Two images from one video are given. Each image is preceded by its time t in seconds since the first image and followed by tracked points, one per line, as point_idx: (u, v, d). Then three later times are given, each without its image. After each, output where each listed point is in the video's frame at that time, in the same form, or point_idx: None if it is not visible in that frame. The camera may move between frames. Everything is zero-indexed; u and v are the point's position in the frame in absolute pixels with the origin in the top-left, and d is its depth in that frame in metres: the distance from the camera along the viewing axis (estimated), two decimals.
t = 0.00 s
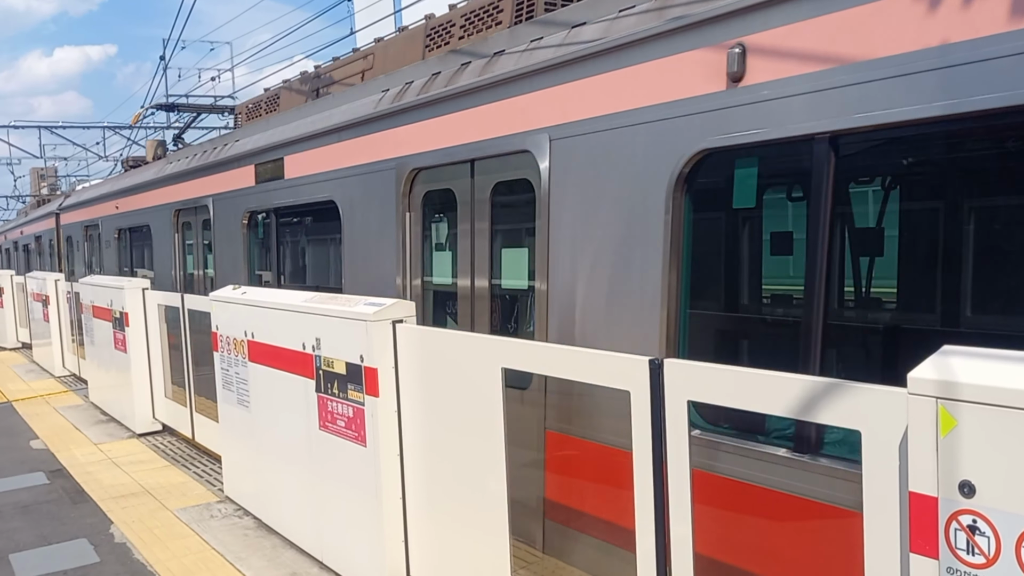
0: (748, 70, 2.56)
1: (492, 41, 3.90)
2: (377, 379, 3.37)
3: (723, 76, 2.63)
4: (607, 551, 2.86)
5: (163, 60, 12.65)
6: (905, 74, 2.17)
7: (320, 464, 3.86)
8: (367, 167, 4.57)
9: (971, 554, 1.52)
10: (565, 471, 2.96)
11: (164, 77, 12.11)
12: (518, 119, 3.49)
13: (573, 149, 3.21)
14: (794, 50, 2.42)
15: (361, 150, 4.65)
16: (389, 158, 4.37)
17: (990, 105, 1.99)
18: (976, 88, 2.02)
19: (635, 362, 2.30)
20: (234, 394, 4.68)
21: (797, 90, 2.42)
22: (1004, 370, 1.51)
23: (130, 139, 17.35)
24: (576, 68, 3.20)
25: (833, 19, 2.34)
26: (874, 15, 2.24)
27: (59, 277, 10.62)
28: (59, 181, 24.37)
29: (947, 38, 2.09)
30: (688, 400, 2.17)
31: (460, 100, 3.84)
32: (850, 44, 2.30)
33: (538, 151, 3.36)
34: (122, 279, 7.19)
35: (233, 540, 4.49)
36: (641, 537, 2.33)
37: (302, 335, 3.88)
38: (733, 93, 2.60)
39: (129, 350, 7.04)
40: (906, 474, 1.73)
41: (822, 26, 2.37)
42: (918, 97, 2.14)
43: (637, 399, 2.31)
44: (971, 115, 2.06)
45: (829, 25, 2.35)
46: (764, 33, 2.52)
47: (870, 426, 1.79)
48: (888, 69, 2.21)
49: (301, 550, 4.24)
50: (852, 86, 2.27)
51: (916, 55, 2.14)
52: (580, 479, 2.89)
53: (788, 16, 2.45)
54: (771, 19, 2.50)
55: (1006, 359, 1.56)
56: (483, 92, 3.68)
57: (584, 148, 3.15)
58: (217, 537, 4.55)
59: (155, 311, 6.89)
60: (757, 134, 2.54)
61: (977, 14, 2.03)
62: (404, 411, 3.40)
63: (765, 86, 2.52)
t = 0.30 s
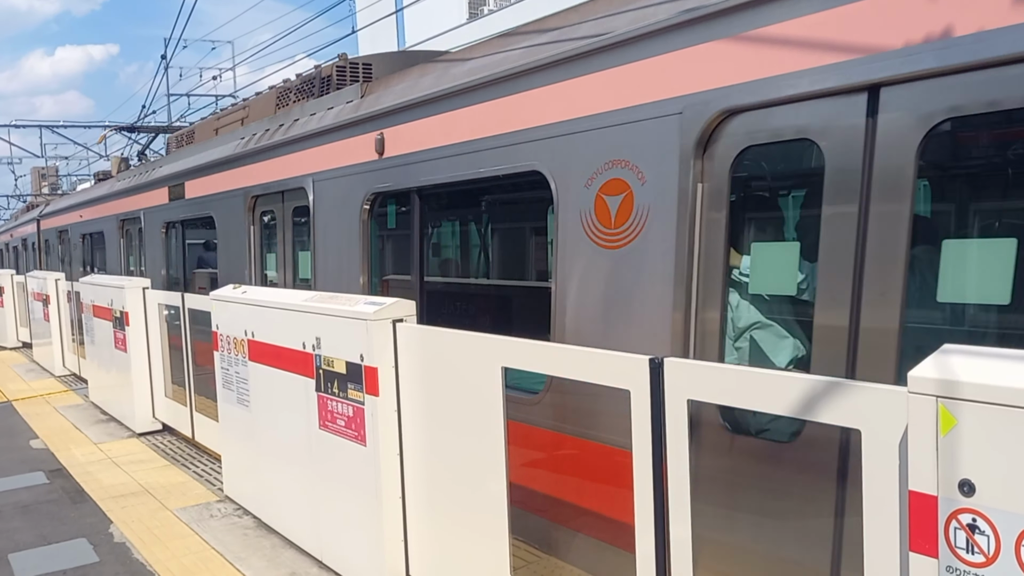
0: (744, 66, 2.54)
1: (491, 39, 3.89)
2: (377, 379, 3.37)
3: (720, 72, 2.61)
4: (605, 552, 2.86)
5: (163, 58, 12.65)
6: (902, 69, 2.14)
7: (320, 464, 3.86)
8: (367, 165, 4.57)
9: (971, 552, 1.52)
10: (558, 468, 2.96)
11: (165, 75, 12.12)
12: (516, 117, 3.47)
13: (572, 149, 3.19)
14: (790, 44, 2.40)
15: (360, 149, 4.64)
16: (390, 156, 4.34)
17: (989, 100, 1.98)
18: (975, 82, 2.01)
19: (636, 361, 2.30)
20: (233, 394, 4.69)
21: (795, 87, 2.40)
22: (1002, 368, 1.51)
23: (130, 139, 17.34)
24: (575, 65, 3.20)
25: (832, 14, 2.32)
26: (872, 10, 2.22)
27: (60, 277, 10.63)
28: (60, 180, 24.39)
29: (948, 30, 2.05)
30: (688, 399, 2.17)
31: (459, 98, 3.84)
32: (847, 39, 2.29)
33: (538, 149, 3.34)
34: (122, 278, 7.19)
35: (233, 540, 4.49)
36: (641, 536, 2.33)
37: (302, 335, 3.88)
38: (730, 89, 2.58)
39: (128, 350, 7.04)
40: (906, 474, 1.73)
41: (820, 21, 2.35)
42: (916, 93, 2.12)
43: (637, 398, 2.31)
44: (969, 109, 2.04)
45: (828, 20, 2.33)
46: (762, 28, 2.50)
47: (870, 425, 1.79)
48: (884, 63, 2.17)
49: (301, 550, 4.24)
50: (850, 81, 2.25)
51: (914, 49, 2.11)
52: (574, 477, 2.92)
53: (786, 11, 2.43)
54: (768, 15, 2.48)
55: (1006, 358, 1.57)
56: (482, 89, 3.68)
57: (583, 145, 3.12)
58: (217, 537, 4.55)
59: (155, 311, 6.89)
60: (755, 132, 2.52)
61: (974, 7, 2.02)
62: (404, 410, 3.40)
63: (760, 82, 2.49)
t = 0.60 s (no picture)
0: (740, 64, 2.52)
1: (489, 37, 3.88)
2: (377, 378, 3.36)
3: (719, 70, 2.60)
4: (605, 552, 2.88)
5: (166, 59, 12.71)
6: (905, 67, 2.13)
7: (320, 463, 3.85)
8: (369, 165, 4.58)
9: (970, 552, 1.51)
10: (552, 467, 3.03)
11: (167, 74, 12.12)
12: (516, 116, 3.46)
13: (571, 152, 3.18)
14: (787, 41, 2.37)
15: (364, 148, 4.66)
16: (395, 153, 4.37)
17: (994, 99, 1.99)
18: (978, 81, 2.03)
19: (637, 360, 2.30)
20: (234, 394, 4.68)
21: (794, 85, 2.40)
22: (1004, 367, 1.51)
23: (132, 139, 17.35)
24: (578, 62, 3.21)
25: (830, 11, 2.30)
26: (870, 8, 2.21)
27: (62, 277, 10.64)
28: (62, 181, 24.44)
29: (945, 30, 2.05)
30: (688, 397, 2.16)
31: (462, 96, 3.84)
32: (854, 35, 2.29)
33: (537, 149, 3.34)
34: (124, 278, 7.19)
35: (233, 539, 4.49)
36: (641, 536, 2.33)
37: (302, 334, 3.88)
38: (728, 88, 2.57)
39: (129, 350, 7.04)
40: (906, 472, 1.73)
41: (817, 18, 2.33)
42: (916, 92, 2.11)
43: (638, 397, 2.31)
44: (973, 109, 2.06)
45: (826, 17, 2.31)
46: (757, 26, 2.48)
47: (870, 424, 1.79)
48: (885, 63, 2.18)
49: (301, 550, 4.23)
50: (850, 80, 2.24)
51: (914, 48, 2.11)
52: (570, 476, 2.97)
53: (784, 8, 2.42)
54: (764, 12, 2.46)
55: (1008, 356, 1.56)
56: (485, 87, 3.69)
57: (583, 146, 3.12)
58: (217, 537, 4.54)
59: (157, 311, 6.89)
60: (750, 132, 2.50)
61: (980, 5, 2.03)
62: (404, 410, 3.40)
63: (753, 80, 2.48)
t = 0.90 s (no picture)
0: (749, 64, 2.55)
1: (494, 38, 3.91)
2: (377, 378, 3.37)
3: (727, 69, 2.62)
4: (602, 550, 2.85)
5: (168, 59, 12.73)
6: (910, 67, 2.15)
7: (321, 464, 3.85)
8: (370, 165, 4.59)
9: (971, 552, 1.51)
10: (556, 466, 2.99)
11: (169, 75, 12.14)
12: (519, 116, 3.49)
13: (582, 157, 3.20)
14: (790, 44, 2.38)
15: (365, 148, 4.66)
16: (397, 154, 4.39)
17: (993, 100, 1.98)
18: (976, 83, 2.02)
19: (637, 360, 2.30)
20: (235, 394, 4.68)
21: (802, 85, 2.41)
22: (1004, 367, 1.51)
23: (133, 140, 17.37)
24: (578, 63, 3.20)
25: (837, 11, 2.33)
26: (877, 9, 2.23)
27: (64, 277, 10.66)
28: (64, 181, 24.47)
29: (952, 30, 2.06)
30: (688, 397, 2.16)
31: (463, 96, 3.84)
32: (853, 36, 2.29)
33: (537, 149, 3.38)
34: (126, 279, 7.20)
35: (234, 539, 4.49)
36: (640, 537, 2.33)
37: (303, 335, 3.88)
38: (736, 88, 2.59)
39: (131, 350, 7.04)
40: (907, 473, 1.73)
41: (824, 18, 2.35)
42: (917, 92, 2.13)
43: (638, 397, 2.31)
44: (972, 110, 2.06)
45: (834, 17, 2.33)
46: (766, 27, 2.51)
47: (871, 424, 1.79)
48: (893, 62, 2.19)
49: (302, 550, 4.23)
50: (848, 80, 2.26)
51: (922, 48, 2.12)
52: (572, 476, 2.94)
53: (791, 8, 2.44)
54: (773, 11, 2.49)
55: (1008, 356, 1.56)
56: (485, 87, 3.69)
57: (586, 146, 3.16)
58: (219, 537, 4.55)
59: (158, 311, 6.90)
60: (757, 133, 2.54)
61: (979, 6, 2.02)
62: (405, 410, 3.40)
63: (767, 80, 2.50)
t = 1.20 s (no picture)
0: (751, 68, 2.59)
1: (495, 40, 3.94)
2: (379, 380, 3.38)
3: (729, 71, 2.66)
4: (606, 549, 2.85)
5: (169, 59, 12.71)
6: (909, 71, 2.19)
7: (323, 464, 3.86)
8: (372, 166, 4.62)
9: (971, 553, 1.52)
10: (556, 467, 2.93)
11: (171, 75, 12.14)
12: (521, 117, 3.52)
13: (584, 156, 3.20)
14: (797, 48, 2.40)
15: (367, 148, 4.68)
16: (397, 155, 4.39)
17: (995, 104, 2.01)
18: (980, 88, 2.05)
19: (638, 361, 2.30)
20: (237, 394, 4.69)
21: (801, 89, 2.45)
22: (1003, 368, 1.52)
23: (133, 141, 17.39)
24: (581, 65, 3.23)
25: (840, 15, 2.35)
26: (876, 14, 2.27)
27: (64, 277, 10.66)
28: (64, 180, 24.46)
29: (953, 35, 2.11)
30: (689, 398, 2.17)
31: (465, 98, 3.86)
32: (856, 41, 2.31)
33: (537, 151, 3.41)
34: (127, 279, 7.20)
35: (235, 540, 4.50)
36: (641, 536, 2.35)
37: (305, 334, 3.89)
38: (737, 91, 2.63)
39: (132, 350, 7.04)
40: (906, 474, 1.74)
41: (824, 23, 2.40)
42: (924, 94, 2.16)
43: (640, 398, 2.31)
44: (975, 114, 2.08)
45: (834, 22, 2.38)
46: (767, 31, 2.55)
47: (870, 425, 1.80)
48: (893, 66, 2.23)
49: (303, 550, 4.24)
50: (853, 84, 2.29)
51: (922, 53, 2.16)
52: (576, 477, 2.89)
53: (792, 13, 2.48)
54: (774, 15, 2.53)
55: (1007, 357, 1.56)
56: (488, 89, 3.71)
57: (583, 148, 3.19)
58: (220, 537, 4.55)
59: (159, 312, 6.90)
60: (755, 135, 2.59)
61: (981, 11, 2.05)
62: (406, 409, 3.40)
63: (768, 84, 2.54)
